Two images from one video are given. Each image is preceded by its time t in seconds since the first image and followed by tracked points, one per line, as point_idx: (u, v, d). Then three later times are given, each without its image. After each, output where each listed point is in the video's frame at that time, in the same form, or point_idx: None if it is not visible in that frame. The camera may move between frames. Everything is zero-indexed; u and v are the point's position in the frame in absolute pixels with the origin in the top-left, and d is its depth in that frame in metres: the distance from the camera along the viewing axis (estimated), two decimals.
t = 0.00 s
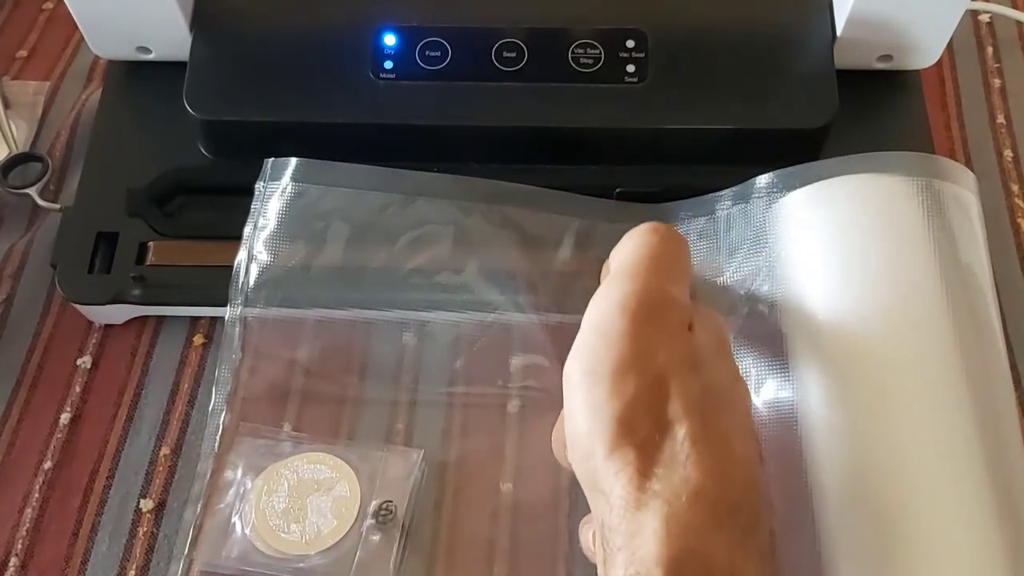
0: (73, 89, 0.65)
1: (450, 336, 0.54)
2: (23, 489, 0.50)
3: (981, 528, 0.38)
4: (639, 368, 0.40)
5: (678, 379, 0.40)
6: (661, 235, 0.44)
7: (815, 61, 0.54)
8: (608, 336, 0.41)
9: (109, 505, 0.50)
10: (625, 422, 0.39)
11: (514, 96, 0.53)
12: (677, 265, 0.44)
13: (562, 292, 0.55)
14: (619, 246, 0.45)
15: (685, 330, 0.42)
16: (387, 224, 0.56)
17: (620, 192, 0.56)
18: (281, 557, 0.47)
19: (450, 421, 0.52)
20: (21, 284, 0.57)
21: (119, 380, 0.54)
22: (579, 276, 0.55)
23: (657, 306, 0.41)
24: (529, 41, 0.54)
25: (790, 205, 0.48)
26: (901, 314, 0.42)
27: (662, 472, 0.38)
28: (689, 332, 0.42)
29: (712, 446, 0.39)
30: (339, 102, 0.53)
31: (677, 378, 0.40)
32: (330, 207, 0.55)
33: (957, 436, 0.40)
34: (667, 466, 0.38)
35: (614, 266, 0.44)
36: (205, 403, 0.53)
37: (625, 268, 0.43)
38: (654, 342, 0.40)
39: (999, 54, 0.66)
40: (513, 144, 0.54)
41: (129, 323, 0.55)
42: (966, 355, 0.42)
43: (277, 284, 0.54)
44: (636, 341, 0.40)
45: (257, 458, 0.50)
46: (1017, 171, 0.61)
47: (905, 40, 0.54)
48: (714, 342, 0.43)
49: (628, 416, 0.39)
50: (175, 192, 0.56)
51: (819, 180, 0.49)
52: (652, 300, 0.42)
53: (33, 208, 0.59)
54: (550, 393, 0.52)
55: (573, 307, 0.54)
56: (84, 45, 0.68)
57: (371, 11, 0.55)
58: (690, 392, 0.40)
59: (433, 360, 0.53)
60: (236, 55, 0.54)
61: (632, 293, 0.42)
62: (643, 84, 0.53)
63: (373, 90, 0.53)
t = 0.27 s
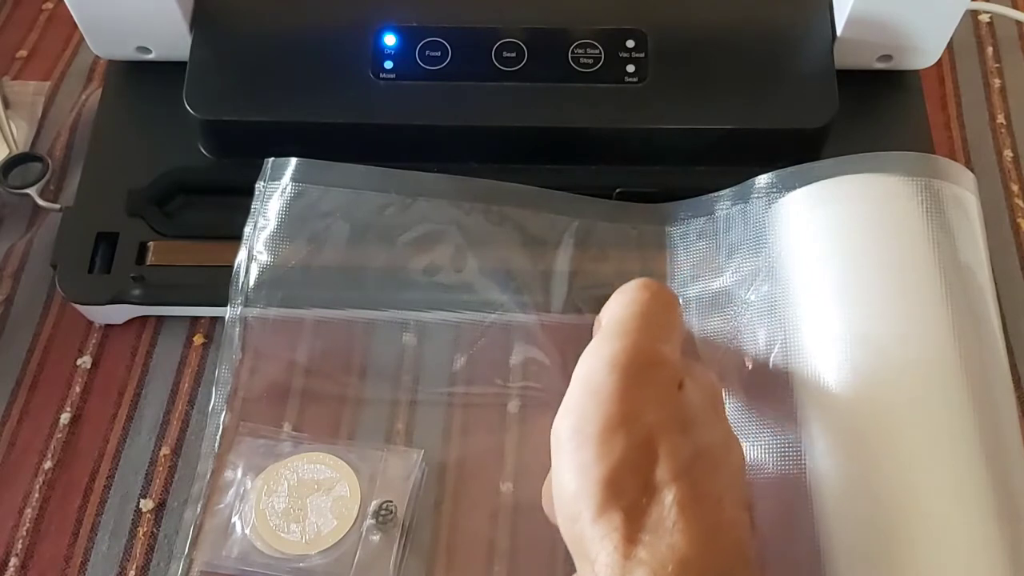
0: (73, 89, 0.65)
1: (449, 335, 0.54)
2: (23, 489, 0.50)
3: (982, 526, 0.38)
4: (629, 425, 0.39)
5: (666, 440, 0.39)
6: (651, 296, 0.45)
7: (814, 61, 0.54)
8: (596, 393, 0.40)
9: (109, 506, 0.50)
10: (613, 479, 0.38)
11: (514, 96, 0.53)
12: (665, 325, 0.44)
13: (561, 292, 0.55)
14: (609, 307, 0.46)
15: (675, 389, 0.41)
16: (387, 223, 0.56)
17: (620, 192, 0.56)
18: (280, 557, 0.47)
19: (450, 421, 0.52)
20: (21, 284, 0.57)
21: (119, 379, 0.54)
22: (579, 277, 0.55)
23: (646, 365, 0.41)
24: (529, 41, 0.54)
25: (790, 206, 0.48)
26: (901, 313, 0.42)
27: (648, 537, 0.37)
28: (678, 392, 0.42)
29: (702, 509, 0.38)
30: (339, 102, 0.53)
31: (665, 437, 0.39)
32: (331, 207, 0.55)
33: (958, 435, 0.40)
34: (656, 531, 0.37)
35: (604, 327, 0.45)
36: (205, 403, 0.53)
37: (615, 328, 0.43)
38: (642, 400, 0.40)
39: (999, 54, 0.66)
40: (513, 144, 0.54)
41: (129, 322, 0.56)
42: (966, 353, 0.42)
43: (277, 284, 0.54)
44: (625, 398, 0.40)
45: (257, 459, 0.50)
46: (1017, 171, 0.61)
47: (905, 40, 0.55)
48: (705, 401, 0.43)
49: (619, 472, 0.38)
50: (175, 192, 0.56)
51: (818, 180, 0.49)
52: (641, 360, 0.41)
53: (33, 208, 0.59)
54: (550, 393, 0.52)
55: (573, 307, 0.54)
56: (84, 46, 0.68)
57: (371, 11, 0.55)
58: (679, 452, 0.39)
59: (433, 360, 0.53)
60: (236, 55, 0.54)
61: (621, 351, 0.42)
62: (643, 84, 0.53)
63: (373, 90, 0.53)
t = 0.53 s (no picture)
0: (73, 89, 0.65)
1: (450, 335, 0.54)
2: (23, 489, 0.50)
3: (983, 526, 0.38)
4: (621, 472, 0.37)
5: (657, 488, 0.38)
6: (646, 336, 0.43)
7: (814, 61, 0.54)
8: (586, 437, 0.38)
9: (109, 506, 0.50)
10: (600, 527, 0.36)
11: (514, 96, 0.53)
12: (659, 364, 0.42)
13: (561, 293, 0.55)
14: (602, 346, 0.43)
15: (666, 433, 0.40)
16: (387, 224, 0.56)
17: (620, 192, 0.56)
18: (280, 557, 0.47)
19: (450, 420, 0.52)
20: (21, 284, 0.57)
21: (120, 379, 0.54)
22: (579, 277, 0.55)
23: (639, 407, 0.39)
24: (529, 41, 0.54)
25: (789, 207, 0.48)
26: (901, 313, 0.42)
27: None
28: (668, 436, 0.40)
29: (689, 561, 0.37)
30: (339, 102, 0.53)
31: (656, 485, 0.38)
32: (331, 207, 0.55)
33: (958, 434, 0.40)
34: None
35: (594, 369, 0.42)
36: (205, 403, 0.53)
37: (607, 368, 0.41)
38: (634, 447, 0.38)
39: (999, 54, 0.66)
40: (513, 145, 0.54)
41: (129, 322, 0.56)
42: (965, 352, 0.42)
43: (277, 284, 0.54)
44: (617, 444, 0.38)
45: (257, 459, 0.50)
46: (1017, 171, 0.61)
47: (905, 40, 0.55)
48: (695, 447, 0.41)
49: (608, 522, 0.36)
50: (176, 192, 0.56)
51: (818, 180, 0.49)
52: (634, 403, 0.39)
53: (33, 208, 0.60)
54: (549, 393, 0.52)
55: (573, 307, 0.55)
56: (84, 46, 0.68)
57: (371, 11, 0.55)
58: (668, 499, 0.38)
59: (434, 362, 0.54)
60: (235, 55, 0.54)
61: (613, 393, 0.39)
62: (643, 84, 0.53)
63: (373, 90, 0.53)
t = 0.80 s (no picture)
0: (73, 89, 0.65)
1: (450, 336, 0.54)
2: (23, 489, 0.50)
3: (984, 527, 0.38)
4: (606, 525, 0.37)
5: (643, 537, 0.37)
6: (636, 385, 0.42)
7: (815, 60, 0.54)
8: (573, 488, 0.38)
9: (109, 506, 0.50)
10: None
11: (514, 96, 0.53)
12: (651, 415, 0.41)
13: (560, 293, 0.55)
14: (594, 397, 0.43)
15: (656, 484, 0.39)
16: (386, 225, 0.55)
17: (620, 193, 0.56)
18: (281, 557, 0.47)
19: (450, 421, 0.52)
20: (21, 284, 0.57)
21: (120, 379, 0.54)
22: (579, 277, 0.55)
23: (627, 458, 0.39)
24: (529, 41, 0.54)
25: (790, 208, 0.48)
26: (901, 314, 0.42)
27: None
28: (659, 486, 0.39)
29: None
30: (339, 102, 0.53)
31: (643, 536, 0.37)
32: (330, 208, 0.55)
33: (958, 435, 0.40)
34: None
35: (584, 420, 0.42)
36: (205, 404, 0.53)
37: (596, 419, 0.41)
38: (621, 497, 0.38)
39: (999, 54, 0.66)
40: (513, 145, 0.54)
41: (129, 322, 0.56)
42: (965, 352, 0.42)
43: (277, 285, 0.54)
44: (602, 496, 0.38)
45: (257, 459, 0.50)
46: (1017, 171, 0.61)
47: (905, 40, 0.55)
48: (690, 496, 0.41)
49: None
50: (176, 192, 0.56)
51: (817, 179, 0.49)
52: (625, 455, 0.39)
53: (33, 208, 0.59)
54: (549, 394, 0.53)
55: (573, 307, 0.55)
56: (84, 46, 0.68)
57: (371, 12, 0.55)
58: (656, 551, 0.37)
59: (434, 363, 0.54)
60: (235, 56, 0.54)
61: (600, 444, 0.39)
62: (643, 84, 0.53)
63: (373, 90, 0.53)
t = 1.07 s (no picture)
0: (73, 89, 0.65)
1: (449, 336, 0.54)
2: (23, 489, 0.50)
3: (985, 527, 0.38)
4: None
5: None
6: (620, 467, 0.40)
7: (815, 60, 0.54)
8: None
9: (109, 506, 0.50)
10: None
11: (514, 96, 0.53)
12: (633, 502, 0.39)
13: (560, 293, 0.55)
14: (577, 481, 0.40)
15: None
16: (387, 225, 0.55)
17: (621, 193, 0.56)
18: (281, 557, 0.47)
19: (450, 421, 0.52)
20: (22, 283, 0.57)
21: (120, 379, 0.54)
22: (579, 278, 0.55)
23: (609, 546, 0.36)
24: (529, 41, 0.54)
25: (789, 207, 0.48)
26: (901, 313, 0.42)
27: None
28: None
29: None
30: (339, 102, 0.53)
31: None
32: (331, 208, 0.55)
33: (957, 434, 0.40)
34: None
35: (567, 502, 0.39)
36: (205, 404, 0.53)
37: (578, 505, 0.38)
38: None
39: (999, 54, 0.66)
40: (513, 145, 0.54)
41: (129, 322, 0.56)
42: (964, 352, 0.42)
43: (277, 284, 0.54)
44: None
45: (257, 459, 0.50)
46: (1017, 171, 0.61)
47: (905, 40, 0.54)
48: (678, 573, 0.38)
49: None
50: (176, 192, 0.56)
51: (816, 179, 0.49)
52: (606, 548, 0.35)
53: (33, 208, 0.59)
54: (548, 395, 0.53)
55: (572, 307, 0.55)
56: (84, 46, 0.68)
57: (371, 12, 0.55)
58: None
59: (434, 363, 0.54)
60: (236, 56, 0.54)
61: (579, 533, 0.36)
62: (643, 84, 0.53)
63: (373, 90, 0.53)
